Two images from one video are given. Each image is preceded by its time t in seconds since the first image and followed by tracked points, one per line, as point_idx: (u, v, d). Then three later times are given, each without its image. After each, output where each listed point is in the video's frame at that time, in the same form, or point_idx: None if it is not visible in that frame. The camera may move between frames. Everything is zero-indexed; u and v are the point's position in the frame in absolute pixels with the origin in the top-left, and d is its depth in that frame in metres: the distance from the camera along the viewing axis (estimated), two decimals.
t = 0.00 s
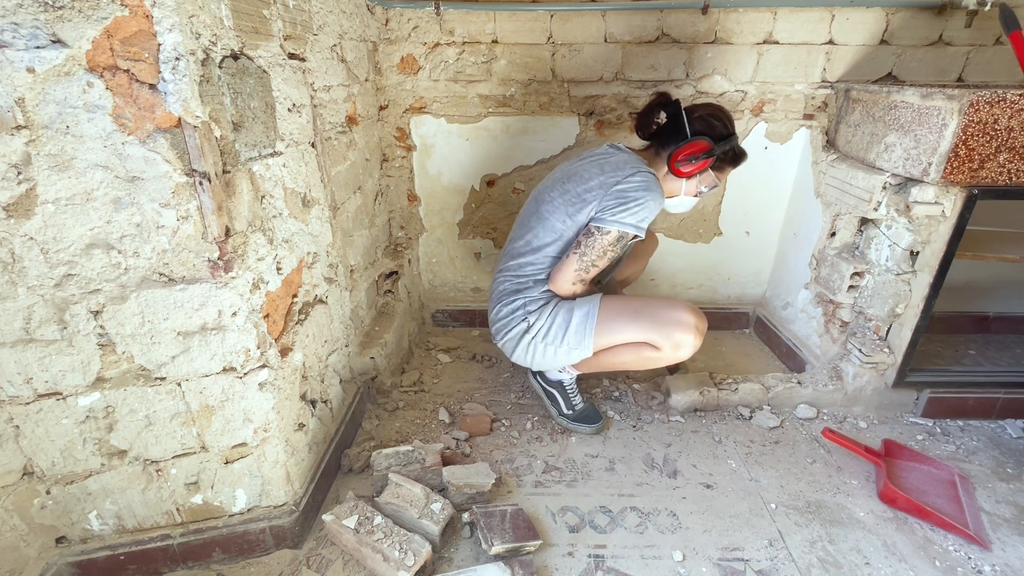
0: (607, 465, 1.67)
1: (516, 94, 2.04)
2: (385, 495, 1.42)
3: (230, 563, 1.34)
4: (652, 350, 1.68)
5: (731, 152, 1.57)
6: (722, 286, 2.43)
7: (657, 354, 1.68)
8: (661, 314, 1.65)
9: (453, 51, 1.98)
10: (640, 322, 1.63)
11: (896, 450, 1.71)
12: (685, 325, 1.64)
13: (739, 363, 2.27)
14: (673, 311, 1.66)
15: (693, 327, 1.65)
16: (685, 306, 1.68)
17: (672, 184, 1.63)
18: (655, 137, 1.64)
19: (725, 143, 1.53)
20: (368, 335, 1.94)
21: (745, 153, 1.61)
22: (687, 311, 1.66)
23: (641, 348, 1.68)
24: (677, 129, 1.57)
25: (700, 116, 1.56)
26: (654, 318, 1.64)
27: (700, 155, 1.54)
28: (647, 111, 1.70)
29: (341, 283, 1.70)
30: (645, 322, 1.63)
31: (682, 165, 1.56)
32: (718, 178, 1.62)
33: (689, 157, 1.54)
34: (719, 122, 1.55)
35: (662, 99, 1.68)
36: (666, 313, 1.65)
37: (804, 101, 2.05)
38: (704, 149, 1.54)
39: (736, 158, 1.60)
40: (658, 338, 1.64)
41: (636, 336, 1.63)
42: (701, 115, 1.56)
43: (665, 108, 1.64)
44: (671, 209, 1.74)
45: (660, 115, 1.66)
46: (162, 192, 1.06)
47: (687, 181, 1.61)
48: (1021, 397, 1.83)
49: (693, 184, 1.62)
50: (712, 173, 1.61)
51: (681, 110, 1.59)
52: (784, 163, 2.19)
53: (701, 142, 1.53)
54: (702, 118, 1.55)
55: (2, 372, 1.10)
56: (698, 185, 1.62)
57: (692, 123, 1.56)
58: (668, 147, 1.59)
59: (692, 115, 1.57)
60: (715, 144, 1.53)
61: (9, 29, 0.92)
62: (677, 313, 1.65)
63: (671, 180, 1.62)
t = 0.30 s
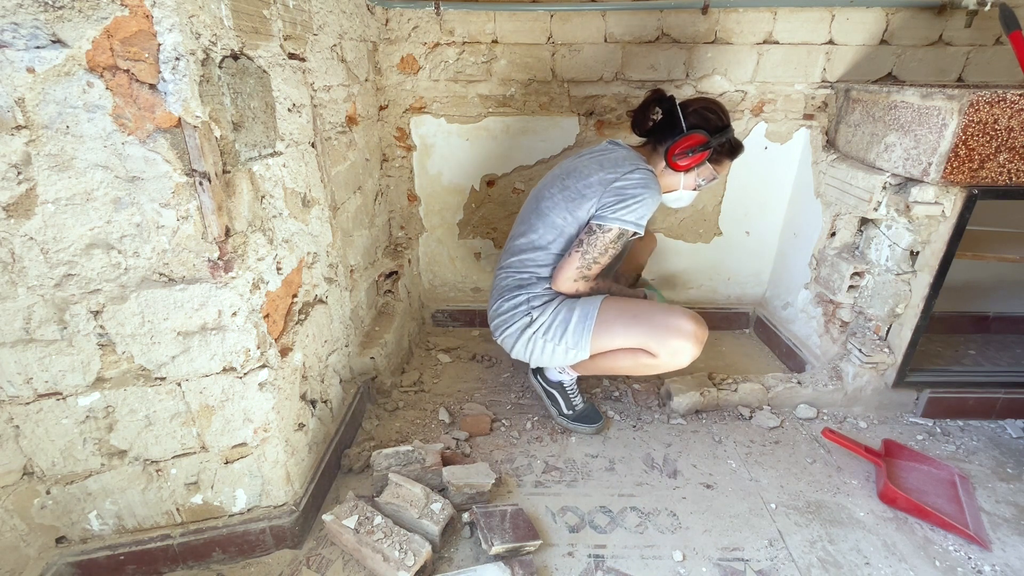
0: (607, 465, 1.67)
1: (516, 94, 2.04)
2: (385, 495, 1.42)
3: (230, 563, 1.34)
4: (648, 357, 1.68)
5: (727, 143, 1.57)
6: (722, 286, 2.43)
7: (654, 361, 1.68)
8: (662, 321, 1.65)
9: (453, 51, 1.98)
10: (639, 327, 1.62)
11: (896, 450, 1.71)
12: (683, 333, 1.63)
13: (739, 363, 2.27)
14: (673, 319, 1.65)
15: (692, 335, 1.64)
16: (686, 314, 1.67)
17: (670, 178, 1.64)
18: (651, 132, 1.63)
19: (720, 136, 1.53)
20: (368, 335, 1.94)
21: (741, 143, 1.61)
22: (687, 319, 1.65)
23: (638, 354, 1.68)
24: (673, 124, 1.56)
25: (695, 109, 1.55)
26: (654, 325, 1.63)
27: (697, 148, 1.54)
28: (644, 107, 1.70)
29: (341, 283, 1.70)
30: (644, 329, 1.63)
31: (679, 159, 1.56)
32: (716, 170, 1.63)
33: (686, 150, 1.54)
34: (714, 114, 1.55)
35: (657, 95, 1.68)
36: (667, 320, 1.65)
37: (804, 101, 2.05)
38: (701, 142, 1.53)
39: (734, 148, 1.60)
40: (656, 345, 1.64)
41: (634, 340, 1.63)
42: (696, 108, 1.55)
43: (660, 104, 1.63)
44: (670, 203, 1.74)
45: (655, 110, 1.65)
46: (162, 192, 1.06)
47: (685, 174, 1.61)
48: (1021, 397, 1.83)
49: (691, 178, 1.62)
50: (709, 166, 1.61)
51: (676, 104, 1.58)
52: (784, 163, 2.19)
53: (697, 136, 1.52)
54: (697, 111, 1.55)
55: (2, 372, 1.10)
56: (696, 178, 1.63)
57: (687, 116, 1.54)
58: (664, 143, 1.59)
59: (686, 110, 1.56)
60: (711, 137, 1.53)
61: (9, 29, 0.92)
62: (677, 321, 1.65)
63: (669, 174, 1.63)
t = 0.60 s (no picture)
0: (607, 465, 1.67)
1: (516, 94, 2.04)
2: (385, 495, 1.42)
3: (230, 563, 1.34)
4: (649, 364, 1.68)
5: (723, 136, 1.57)
6: (722, 286, 2.43)
7: (654, 368, 1.68)
8: (662, 328, 1.62)
9: (453, 51, 1.98)
10: (638, 334, 1.61)
11: (896, 450, 1.71)
12: (683, 341, 1.61)
13: (739, 363, 2.27)
14: (674, 326, 1.62)
15: (693, 343, 1.62)
16: (688, 322, 1.64)
17: (667, 172, 1.62)
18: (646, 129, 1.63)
19: (715, 129, 1.53)
20: (368, 335, 1.94)
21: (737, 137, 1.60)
22: (688, 327, 1.62)
23: (638, 361, 1.69)
24: (667, 120, 1.56)
25: (688, 104, 1.56)
26: (653, 333, 1.61)
27: (692, 141, 1.54)
28: (638, 105, 1.70)
29: (341, 283, 1.70)
30: (644, 336, 1.61)
31: (675, 153, 1.56)
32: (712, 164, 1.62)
33: (681, 144, 1.54)
34: (708, 108, 1.55)
35: (650, 92, 1.69)
36: (668, 327, 1.62)
37: (804, 101, 2.05)
38: (695, 135, 1.54)
39: (729, 143, 1.60)
40: (655, 353, 1.63)
41: (634, 347, 1.62)
42: (689, 102, 1.56)
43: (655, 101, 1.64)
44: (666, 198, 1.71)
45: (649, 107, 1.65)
46: (162, 192, 1.06)
47: (681, 168, 1.60)
48: (1021, 397, 1.83)
49: (688, 171, 1.61)
50: (704, 159, 1.61)
51: (669, 101, 1.59)
52: (784, 163, 2.19)
53: (691, 129, 1.53)
54: (690, 105, 1.55)
55: (2, 372, 1.10)
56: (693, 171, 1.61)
57: (680, 111, 1.55)
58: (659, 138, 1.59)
59: (679, 104, 1.57)
60: (706, 130, 1.53)
61: (9, 29, 0.92)
62: (678, 329, 1.62)
63: (665, 169, 1.61)
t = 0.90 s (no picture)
0: (607, 465, 1.67)
1: (516, 94, 2.04)
2: (385, 495, 1.42)
3: (230, 563, 1.34)
4: (643, 361, 1.68)
5: (723, 147, 1.57)
6: (722, 286, 2.43)
7: (649, 365, 1.68)
8: (653, 323, 1.61)
9: (453, 51, 1.98)
10: (629, 332, 1.61)
11: (896, 450, 1.71)
12: (673, 337, 1.60)
13: (739, 363, 2.27)
14: (666, 321, 1.61)
15: (684, 338, 1.60)
16: (680, 316, 1.61)
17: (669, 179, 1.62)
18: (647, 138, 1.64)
19: (717, 138, 1.54)
20: (368, 335, 1.94)
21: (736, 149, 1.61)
22: (679, 322, 1.60)
23: (633, 359, 1.69)
24: (669, 129, 1.57)
25: (691, 114, 1.56)
26: (645, 329, 1.61)
27: (694, 149, 1.54)
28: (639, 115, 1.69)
29: (341, 283, 1.70)
30: (635, 333, 1.61)
31: (677, 160, 1.56)
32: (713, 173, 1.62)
33: (683, 151, 1.55)
34: (710, 118, 1.55)
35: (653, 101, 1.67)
36: (659, 322, 1.61)
37: (804, 101, 2.05)
38: (698, 143, 1.54)
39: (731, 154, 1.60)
40: (648, 349, 1.63)
41: (626, 345, 1.63)
42: (691, 112, 1.56)
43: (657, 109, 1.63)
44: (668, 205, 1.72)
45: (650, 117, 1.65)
46: (162, 192, 1.05)
47: (683, 176, 1.60)
48: (1021, 397, 1.83)
49: (689, 179, 1.61)
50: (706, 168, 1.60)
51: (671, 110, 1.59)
52: (784, 163, 2.19)
53: (693, 138, 1.53)
54: (693, 115, 1.55)
55: (2, 372, 1.10)
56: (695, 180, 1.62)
57: (683, 121, 1.55)
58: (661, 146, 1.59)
59: (682, 114, 1.57)
60: (708, 140, 1.54)
61: (9, 29, 0.92)
62: (669, 324, 1.60)
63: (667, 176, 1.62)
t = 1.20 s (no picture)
0: (607, 465, 1.67)
1: (516, 93, 2.04)
2: (385, 495, 1.42)
3: (230, 563, 1.34)
4: (645, 345, 1.66)
5: (731, 162, 1.55)
6: (722, 286, 2.43)
7: (652, 348, 1.65)
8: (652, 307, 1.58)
9: (453, 51, 1.98)
10: (632, 316, 1.58)
11: (896, 449, 1.71)
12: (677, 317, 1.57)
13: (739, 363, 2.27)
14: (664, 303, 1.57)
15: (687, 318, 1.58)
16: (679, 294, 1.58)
17: (674, 190, 1.58)
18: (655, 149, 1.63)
19: (725, 151, 1.53)
20: (368, 335, 1.94)
21: (744, 168, 1.58)
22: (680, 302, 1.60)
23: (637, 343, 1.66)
24: (680, 139, 1.56)
25: (703, 126, 1.55)
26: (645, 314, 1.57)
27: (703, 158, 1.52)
28: (651, 127, 1.68)
29: (341, 283, 1.70)
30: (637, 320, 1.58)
31: (685, 168, 1.53)
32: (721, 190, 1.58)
33: (692, 160, 1.52)
34: (721, 133, 1.55)
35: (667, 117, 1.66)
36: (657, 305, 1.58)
37: (805, 101, 2.05)
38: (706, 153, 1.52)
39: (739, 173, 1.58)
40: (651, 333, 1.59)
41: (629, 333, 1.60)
42: (704, 125, 1.55)
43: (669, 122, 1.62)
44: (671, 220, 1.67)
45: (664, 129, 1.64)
46: (162, 192, 1.06)
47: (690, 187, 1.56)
48: (1021, 397, 1.83)
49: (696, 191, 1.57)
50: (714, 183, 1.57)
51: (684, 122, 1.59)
52: (784, 163, 2.19)
53: (703, 147, 1.52)
54: (705, 128, 1.54)
55: (2, 372, 1.10)
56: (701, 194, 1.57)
57: (694, 131, 1.55)
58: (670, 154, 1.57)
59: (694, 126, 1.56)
60: (717, 152, 1.52)
61: (9, 29, 0.92)
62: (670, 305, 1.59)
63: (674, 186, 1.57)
